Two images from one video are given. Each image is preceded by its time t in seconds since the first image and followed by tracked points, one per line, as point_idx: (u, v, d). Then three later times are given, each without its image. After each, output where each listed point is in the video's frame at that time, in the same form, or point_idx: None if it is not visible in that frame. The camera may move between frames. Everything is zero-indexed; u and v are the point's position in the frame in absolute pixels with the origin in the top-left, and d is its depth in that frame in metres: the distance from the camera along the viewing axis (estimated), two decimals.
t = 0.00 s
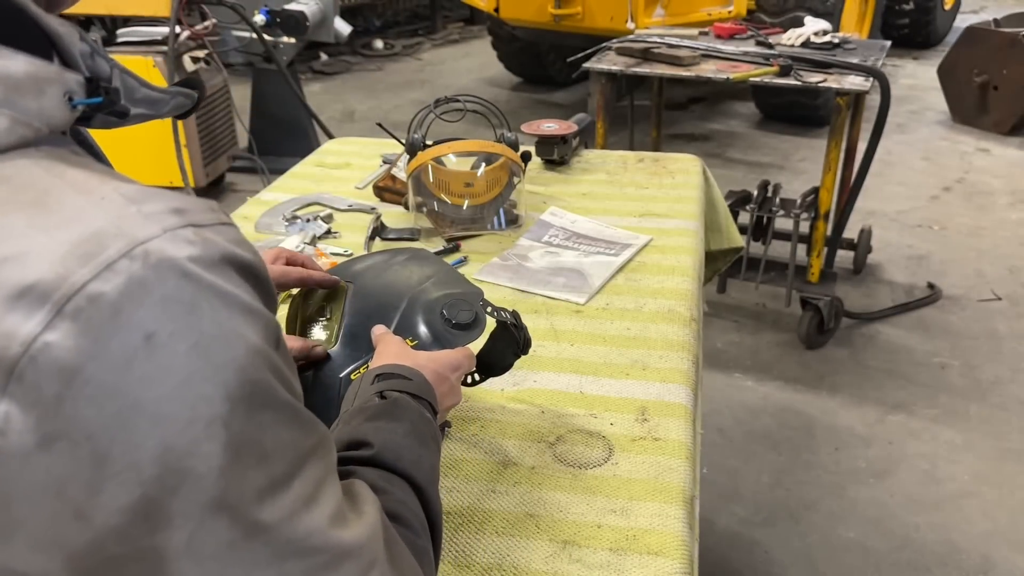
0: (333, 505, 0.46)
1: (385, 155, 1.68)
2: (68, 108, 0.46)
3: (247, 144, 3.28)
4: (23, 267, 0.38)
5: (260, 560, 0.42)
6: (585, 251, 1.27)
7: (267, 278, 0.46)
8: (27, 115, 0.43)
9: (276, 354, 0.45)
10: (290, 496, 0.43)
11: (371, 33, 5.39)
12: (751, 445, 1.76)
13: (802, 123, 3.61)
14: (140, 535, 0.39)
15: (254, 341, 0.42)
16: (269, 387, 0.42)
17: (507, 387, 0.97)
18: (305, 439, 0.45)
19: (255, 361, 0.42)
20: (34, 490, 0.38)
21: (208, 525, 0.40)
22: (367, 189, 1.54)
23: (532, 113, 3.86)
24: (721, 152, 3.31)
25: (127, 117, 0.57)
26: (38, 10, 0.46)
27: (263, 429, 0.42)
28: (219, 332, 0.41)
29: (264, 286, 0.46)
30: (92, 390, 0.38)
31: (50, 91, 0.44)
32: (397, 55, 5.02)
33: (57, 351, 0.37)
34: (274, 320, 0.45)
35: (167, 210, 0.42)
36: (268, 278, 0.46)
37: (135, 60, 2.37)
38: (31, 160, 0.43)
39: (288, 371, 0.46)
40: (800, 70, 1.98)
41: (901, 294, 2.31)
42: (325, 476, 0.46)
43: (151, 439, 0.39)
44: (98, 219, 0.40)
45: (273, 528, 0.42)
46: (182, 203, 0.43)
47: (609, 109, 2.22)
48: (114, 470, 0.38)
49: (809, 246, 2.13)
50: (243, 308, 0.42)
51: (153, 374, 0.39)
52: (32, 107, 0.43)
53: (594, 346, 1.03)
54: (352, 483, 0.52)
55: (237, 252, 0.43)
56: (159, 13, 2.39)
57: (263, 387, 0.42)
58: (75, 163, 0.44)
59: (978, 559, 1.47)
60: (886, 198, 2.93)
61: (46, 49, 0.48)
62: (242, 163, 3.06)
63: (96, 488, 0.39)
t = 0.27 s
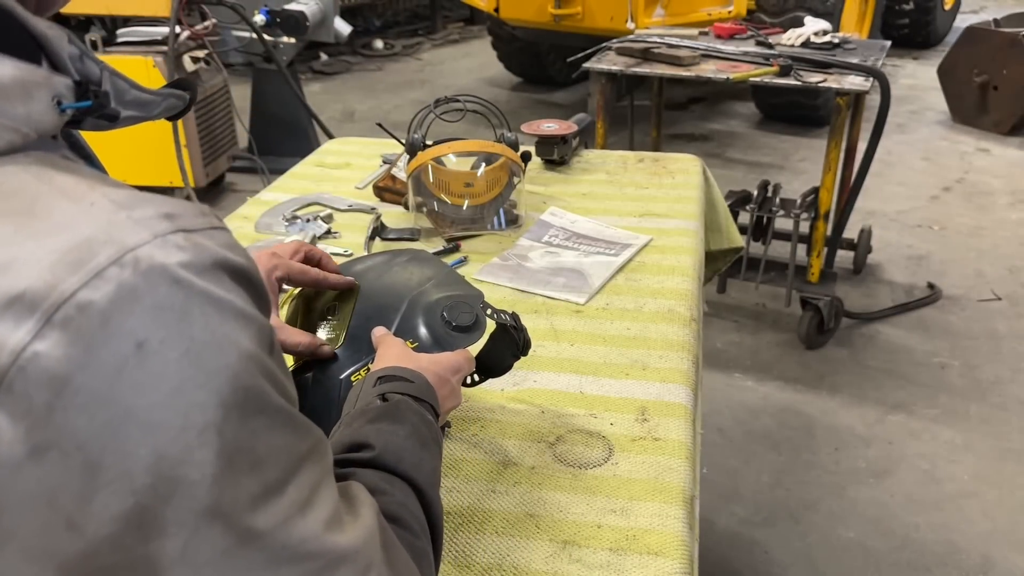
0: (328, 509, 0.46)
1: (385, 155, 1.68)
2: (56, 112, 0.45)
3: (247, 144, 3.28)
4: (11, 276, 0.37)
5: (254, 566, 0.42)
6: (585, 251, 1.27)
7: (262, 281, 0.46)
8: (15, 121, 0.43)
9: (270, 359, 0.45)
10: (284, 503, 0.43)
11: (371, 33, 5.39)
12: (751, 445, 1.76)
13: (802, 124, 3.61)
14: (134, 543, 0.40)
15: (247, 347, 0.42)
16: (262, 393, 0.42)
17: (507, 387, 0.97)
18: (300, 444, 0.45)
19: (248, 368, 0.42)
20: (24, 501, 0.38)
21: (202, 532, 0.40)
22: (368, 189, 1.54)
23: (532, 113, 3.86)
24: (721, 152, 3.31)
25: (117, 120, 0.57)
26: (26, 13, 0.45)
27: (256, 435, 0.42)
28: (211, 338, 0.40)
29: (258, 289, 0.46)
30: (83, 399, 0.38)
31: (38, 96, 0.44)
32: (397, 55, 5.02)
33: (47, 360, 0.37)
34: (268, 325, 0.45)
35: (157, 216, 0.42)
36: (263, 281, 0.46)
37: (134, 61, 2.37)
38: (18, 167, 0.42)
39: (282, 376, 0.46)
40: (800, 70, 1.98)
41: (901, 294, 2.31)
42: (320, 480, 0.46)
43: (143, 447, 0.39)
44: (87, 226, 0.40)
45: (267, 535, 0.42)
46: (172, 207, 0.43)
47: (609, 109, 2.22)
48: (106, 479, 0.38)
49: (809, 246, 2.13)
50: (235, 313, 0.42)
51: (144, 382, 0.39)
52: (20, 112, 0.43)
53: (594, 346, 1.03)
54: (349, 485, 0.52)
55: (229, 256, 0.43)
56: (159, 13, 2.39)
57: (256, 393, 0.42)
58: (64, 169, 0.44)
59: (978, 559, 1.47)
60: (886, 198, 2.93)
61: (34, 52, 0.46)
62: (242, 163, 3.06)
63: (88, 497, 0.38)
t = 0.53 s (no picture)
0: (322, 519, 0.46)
1: (385, 155, 1.68)
2: (51, 119, 0.45)
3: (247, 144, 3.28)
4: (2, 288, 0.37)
5: None
6: (585, 251, 1.27)
7: (256, 291, 0.46)
8: (10, 128, 0.42)
9: (264, 370, 0.45)
10: (276, 514, 0.43)
11: (371, 33, 5.39)
12: (751, 445, 1.76)
13: (802, 123, 3.61)
14: (125, 555, 0.40)
15: (241, 358, 0.42)
16: (255, 405, 0.42)
17: (507, 388, 0.97)
18: (293, 455, 0.45)
19: (241, 379, 0.42)
20: (15, 514, 0.38)
21: (194, 545, 0.40)
22: (368, 189, 1.54)
23: (532, 113, 3.86)
24: (721, 152, 3.31)
25: (115, 125, 0.56)
26: (20, 18, 0.45)
27: (249, 447, 0.42)
28: (205, 350, 0.41)
29: (252, 298, 0.46)
30: (74, 412, 0.38)
31: (32, 103, 0.43)
32: (397, 55, 5.02)
33: (38, 373, 0.37)
34: (262, 335, 0.45)
35: (152, 226, 0.42)
36: (258, 290, 0.46)
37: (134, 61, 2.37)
38: (12, 177, 0.42)
39: (277, 386, 0.46)
40: (800, 70, 1.98)
41: (901, 294, 2.31)
42: (313, 490, 0.46)
43: (135, 460, 0.39)
44: (80, 236, 0.39)
45: (259, 548, 0.42)
46: (167, 218, 0.43)
47: (609, 108, 2.22)
48: (97, 491, 0.38)
49: (809, 246, 2.13)
50: (229, 324, 0.42)
51: (136, 395, 0.39)
52: (14, 120, 0.42)
53: (594, 346, 1.03)
54: (343, 492, 0.52)
55: (223, 266, 0.43)
56: (159, 13, 2.39)
57: (249, 405, 0.42)
58: (59, 177, 0.44)
59: (978, 559, 1.47)
60: (886, 198, 2.93)
61: (30, 58, 0.46)
62: (242, 163, 3.06)
63: (79, 510, 0.38)
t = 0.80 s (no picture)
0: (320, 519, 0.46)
1: (385, 155, 1.68)
2: (49, 122, 0.45)
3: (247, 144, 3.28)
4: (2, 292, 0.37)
5: None
6: (585, 251, 1.27)
7: (256, 292, 0.46)
8: (6, 131, 0.42)
9: (263, 371, 0.45)
10: (274, 515, 0.43)
11: (371, 33, 5.39)
12: (751, 445, 1.76)
13: (802, 123, 3.61)
14: (124, 557, 0.40)
15: (240, 360, 0.42)
16: (254, 407, 0.42)
17: (507, 388, 0.97)
18: (292, 455, 0.45)
19: (240, 382, 0.42)
20: (15, 515, 0.38)
21: (192, 547, 0.40)
22: (368, 189, 1.54)
23: (532, 113, 3.86)
24: (721, 152, 3.31)
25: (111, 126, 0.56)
26: (17, 20, 0.45)
27: (247, 449, 0.42)
28: (203, 353, 0.41)
29: (251, 299, 0.46)
30: (73, 415, 0.38)
31: (29, 105, 0.43)
32: (398, 55, 5.02)
33: (38, 377, 0.37)
34: (261, 336, 0.45)
35: (150, 228, 0.41)
36: (256, 290, 0.46)
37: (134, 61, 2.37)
38: (10, 180, 0.42)
39: (275, 387, 0.46)
40: (800, 70, 1.98)
41: (901, 294, 2.31)
42: (311, 491, 0.46)
43: (134, 463, 0.39)
44: (78, 240, 0.39)
45: (257, 548, 0.42)
46: (166, 219, 0.42)
47: (609, 109, 2.22)
48: (97, 494, 0.39)
49: (810, 246, 2.13)
50: (228, 326, 0.42)
51: (135, 398, 0.39)
52: (11, 123, 0.42)
53: (594, 346, 1.03)
54: (340, 491, 0.52)
55: (222, 268, 0.43)
56: (159, 13, 2.39)
57: (248, 407, 0.42)
58: (55, 179, 0.43)
59: (978, 559, 1.47)
60: (886, 198, 2.93)
61: (27, 61, 0.46)
62: (242, 163, 3.06)
63: (79, 512, 0.39)
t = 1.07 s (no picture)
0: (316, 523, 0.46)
1: (385, 155, 1.68)
2: (46, 123, 0.45)
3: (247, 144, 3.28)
4: None
5: None
6: (585, 251, 1.27)
7: (252, 296, 0.46)
8: (4, 134, 0.42)
9: (259, 375, 0.45)
10: (268, 520, 0.43)
11: (371, 33, 5.39)
12: (751, 445, 1.76)
13: (802, 124, 3.61)
14: (117, 561, 0.40)
15: (235, 364, 0.42)
16: (249, 411, 0.42)
17: (507, 387, 0.97)
18: (287, 460, 0.45)
19: (235, 386, 0.42)
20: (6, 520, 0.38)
21: (186, 552, 0.40)
22: (368, 189, 1.54)
23: (532, 112, 3.86)
24: (721, 152, 3.31)
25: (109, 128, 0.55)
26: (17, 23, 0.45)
27: (241, 453, 0.42)
28: (198, 357, 0.41)
29: (248, 304, 0.46)
30: (66, 419, 0.38)
31: (27, 107, 0.43)
32: (398, 55, 5.02)
33: (30, 380, 0.37)
34: (257, 341, 0.45)
35: (146, 231, 0.42)
36: (253, 295, 0.46)
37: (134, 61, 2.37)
38: (8, 182, 0.42)
39: (271, 391, 0.46)
40: (801, 70, 1.98)
41: (901, 294, 2.31)
42: (307, 495, 0.46)
43: (127, 467, 0.39)
44: (74, 243, 0.39)
45: (251, 554, 0.42)
46: (162, 222, 0.43)
47: (609, 109, 2.22)
48: (89, 498, 0.38)
49: (809, 246, 2.13)
50: (224, 330, 0.42)
51: (129, 402, 0.39)
52: (8, 125, 0.42)
53: (594, 346, 1.03)
54: (338, 495, 0.52)
55: (218, 271, 0.43)
56: (159, 13, 2.39)
57: (242, 411, 0.42)
58: (53, 181, 0.43)
59: (978, 559, 1.47)
60: (886, 198, 2.93)
61: (26, 63, 0.46)
62: (242, 163, 3.06)
63: (71, 516, 0.39)
